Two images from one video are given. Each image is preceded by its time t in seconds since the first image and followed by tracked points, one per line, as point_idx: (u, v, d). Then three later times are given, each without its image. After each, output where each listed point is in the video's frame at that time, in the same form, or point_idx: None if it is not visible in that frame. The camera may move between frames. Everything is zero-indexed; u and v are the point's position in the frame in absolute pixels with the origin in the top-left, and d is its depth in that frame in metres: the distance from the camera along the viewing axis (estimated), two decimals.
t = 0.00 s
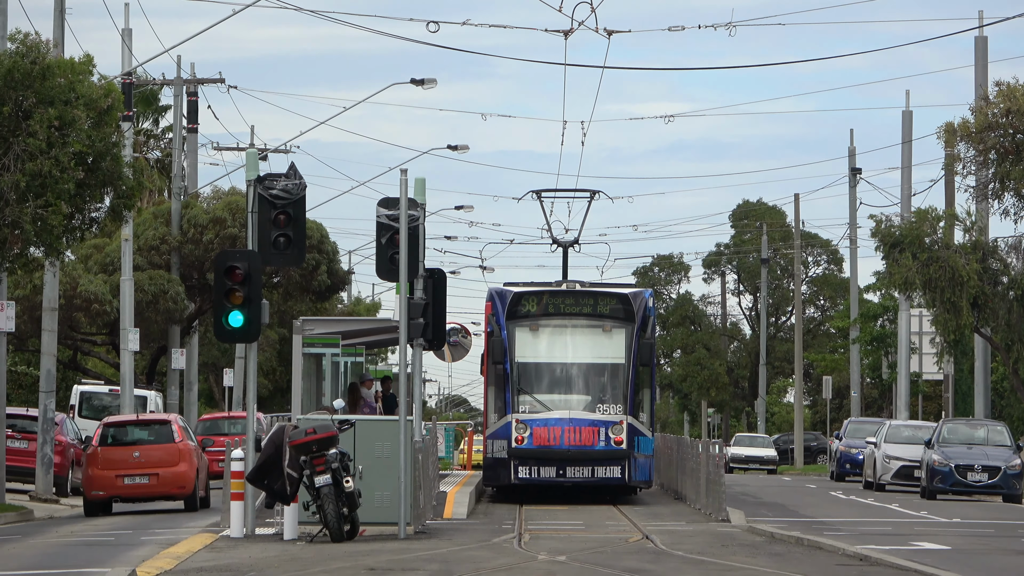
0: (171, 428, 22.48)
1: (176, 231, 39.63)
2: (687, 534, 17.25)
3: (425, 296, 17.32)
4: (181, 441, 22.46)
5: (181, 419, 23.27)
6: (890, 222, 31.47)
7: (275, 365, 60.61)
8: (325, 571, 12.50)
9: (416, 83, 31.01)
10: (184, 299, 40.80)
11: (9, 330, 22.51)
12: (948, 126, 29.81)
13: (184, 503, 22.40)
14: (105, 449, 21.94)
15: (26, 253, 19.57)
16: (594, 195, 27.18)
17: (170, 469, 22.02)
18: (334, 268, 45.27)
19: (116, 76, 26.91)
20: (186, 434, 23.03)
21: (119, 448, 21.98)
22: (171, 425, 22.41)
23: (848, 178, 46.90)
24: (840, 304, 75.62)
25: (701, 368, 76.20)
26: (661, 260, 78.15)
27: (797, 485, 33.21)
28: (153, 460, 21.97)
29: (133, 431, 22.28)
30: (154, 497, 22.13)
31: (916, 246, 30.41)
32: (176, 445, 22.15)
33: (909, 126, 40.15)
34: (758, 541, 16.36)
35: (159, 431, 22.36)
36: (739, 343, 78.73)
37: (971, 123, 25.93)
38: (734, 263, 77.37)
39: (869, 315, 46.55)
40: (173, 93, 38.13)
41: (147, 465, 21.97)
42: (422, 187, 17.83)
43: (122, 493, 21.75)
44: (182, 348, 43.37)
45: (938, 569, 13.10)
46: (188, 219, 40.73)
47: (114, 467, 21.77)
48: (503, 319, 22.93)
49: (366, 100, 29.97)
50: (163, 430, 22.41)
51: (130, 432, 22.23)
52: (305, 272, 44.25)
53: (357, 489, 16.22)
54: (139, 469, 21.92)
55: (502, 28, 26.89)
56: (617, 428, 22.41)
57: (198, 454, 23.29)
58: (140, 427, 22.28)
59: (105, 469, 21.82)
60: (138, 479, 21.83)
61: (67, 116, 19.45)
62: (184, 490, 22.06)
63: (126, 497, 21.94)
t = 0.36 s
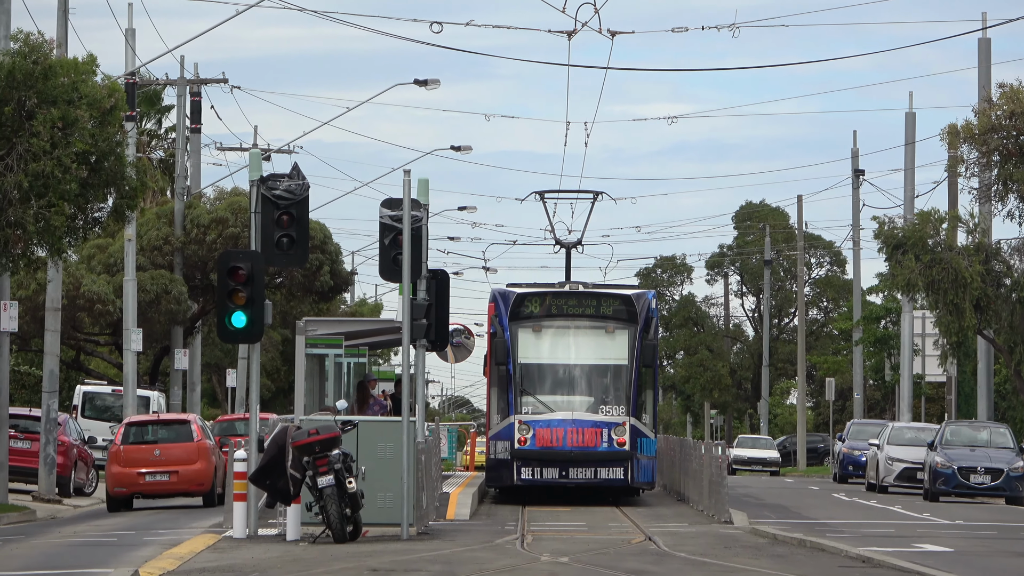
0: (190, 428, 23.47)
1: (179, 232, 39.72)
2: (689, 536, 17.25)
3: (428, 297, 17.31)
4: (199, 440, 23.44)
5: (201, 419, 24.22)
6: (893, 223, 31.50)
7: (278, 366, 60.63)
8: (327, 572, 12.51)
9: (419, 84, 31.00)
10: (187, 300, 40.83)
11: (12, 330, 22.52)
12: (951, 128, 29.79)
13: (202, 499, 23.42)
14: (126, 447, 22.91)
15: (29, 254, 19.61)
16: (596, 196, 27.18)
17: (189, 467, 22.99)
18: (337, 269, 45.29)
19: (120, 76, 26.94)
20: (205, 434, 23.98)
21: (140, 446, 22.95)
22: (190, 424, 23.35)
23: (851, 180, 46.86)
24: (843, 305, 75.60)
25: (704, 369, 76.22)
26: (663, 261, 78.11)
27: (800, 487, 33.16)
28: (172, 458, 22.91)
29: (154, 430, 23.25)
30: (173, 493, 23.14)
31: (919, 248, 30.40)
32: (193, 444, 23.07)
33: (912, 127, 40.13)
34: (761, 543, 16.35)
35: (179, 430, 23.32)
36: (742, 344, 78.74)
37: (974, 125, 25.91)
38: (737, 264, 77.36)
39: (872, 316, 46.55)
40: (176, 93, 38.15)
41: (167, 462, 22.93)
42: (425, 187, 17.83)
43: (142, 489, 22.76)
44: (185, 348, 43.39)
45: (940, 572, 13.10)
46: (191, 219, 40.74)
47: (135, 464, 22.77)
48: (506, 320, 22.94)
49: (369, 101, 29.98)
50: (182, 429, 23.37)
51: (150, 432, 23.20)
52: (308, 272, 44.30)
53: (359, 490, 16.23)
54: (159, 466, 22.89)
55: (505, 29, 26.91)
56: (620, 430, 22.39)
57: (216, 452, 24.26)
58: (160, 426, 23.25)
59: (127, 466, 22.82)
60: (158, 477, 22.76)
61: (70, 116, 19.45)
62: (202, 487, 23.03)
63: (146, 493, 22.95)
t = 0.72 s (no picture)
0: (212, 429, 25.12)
1: (184, 233, 39.78)
2: (696, 537, 17.26)
3: (433, 298, 17.31)
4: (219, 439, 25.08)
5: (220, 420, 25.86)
6: (899, 225, 31.49)
7: (283, 367, 60.70)
8: (333, 573, 12.53)
9: (425, 85, 31.04)
10: (193, 300, 40.88)
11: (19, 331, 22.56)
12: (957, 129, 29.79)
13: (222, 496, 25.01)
14: (150, 446, 24.52)
15: (35, 254, 19.66)
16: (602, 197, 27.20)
17: (210, 466, 24.61)
18: (342, 270, 45.31)
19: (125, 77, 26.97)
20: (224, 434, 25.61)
21: (163, 445, 24.54)
22: (211, 425, 24.98)
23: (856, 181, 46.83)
24: (849, 306, 75.56)
25: (709, 370, 76.21)
26: (669, 262, 78.08)
27: (805, 489, 33.17)
28: (194, 457, 24.54)
29: (177, 430, 24.87)
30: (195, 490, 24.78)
31: (925, 249, 30.39)
32: (213, 443, 24.68)
33: (918, 128, 40.10)
34: (766, 544, 16.35)
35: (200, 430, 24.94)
36: (748, 345, 78.71)
37: (980, 126, 25.89)
38: (742, 265, 77.35)
39: (877, 317, 46.54)
40: (182, 94, 38.19)
41: (188, 461, 24.56)
42: (430, 188, 17.85)
43: (165, 486, 24.37)
44: (190, 349, 43.44)
45: (945, 573, 13.09)
46: (195, 220, 40.77)
47: (159, 462, 24.36)
48: (512, 321, 22.94)
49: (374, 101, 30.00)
50: (203, 430, 25.02)
51: (173, 432, 24.81)
52: (312, 274, 44.50)
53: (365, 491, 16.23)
54: (181, 464, 24.52)
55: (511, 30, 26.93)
56: (625, 431, 22.40)
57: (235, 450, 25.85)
58: (183, 427, 24.88)
59: (151, 464, 24.43)
60: (181, 474, 24.42)
61: (76, 117, 19.48)
62: (222, 485, 24.62)
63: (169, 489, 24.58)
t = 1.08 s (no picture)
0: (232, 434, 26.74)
1: (189, 238, 39.86)
2: (702, 539, 17.26)
3: (439, 301, 17.32)
4: (237, 443, 26.64)
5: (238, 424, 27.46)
6: (903, 226, 31.50)
7: (288, 371, 60.77)
8: None
9: (429, 88, 31.08)
10: (198, 305, 40.95)
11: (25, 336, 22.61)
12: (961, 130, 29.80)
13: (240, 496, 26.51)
14: (173, 449, 26.00)
15: (41, 260, 19.72)
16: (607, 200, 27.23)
17: (229, 467, 26.11)
18: (347, 274, 45.36)
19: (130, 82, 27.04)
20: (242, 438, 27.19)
21: (185, 447, 26.05)
22: (231, 428, 26.53)
23: (861, 182, 46.85)
24: (854, 307, 75.58)
25: (715, 372, 76.22)
26: (674, 264, 78.11)
27: (812, 490, 33.17)
28: (214, 459, 26.05)
29: (198, 433, 26.41)
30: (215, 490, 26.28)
31: (929, 250, 30.40)
32: (233, 445, 26.22)
33: (922, 129, 40.12)
34: (772, 546, 16.35)
35: (220, 433, 26.50)
36: (753, 347, 78.71)
37: (984, 126, 25.90)
38: (747, 267, 77.36)
39: (882, 319, 46.57)
40: (186, 98, 38.28)
41: (210, 462, 26.07)
42: (435, 192, 17.88)
43: (187, 487, 25.82)
44: (196, 354, 43.51)
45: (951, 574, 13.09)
46: (200, 225, 40.83)
47: (181, 464, 25.82)
48: (518, 324, 22.97)
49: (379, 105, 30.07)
50: (223, 433, 26.58)
51: (194, 435, 26.33)
52: (318, 277, 44.49)
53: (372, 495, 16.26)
54: (203, 466, 26.03)
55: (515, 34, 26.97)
56: (632, 433, 22.40)
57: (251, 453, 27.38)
58: (203, 430, 26.41)
59: (173, 466, 25.89)
60: (202, 475, 25.90)
61: (80, 123, 19.51)
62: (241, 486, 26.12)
63: (190, 490, 26.03)
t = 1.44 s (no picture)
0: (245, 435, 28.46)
1: (196, 241, 39.91)
2: (707, 543, 17.27)
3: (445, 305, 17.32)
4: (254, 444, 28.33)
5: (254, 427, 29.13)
6: (909, 230, 31.47)
7: (294, 374, 60.81)
8: None
9: (435, 92, 31.12)
10: (204, 308, 41.01)
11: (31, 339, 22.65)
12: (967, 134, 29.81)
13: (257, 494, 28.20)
14: (193, 450, 27.69)
15: (47, 262, 19.77)
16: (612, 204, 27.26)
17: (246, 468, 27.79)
18: (354, 277, 45.35)
19: (138, 86, 27.11)
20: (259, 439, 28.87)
21: (205, 449, 27.71)
22: (247, 430, 28.19)
23: (867, 187, 46.85)
24: (860, 312, 75.53)
25: (721, 376, 76.16)
26: (680, 268, 78.08)
27: (817, 494, 33.12)
28: (232, 459, 27.74)
29: (216, 435, 28.07)
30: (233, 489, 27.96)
31: (936, 254, 30.39)
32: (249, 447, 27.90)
33: (929, 133, 40.09)
34: (778, 550, 16.36)
35: (236, 436, 28.19)
36: (759, 351, 78.68)
37: (990, 131, 25.90)
38: (753, 271, 77.32)
39: (888, 323, 46.58)
40: (193, 101, 38.33)
41: (228, 463, 27.75)
42: (441, 196, 17.88)
43: (207, 486, 27.45)
44: (202, 357, 43.54)
45: None
46: (207, 228, 40.85)
47: (202, 465, 27.47)
48: (524, 328, 23.00)
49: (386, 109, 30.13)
50: (240, 435, 28.26)
51: (214, 436, 28.00)
52: (324, 280, 44.49)
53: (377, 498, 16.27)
54: (221, 466, 27.69)
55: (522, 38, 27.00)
56: (637, 437, 22.41)
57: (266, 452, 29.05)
58: (221, 431, 28.07)
59: (193, 466, 27.53)
60: (221, 475, 27.58)
61: (86, 125, 19.54)
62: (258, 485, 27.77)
63: (209, 490, 27.66)
